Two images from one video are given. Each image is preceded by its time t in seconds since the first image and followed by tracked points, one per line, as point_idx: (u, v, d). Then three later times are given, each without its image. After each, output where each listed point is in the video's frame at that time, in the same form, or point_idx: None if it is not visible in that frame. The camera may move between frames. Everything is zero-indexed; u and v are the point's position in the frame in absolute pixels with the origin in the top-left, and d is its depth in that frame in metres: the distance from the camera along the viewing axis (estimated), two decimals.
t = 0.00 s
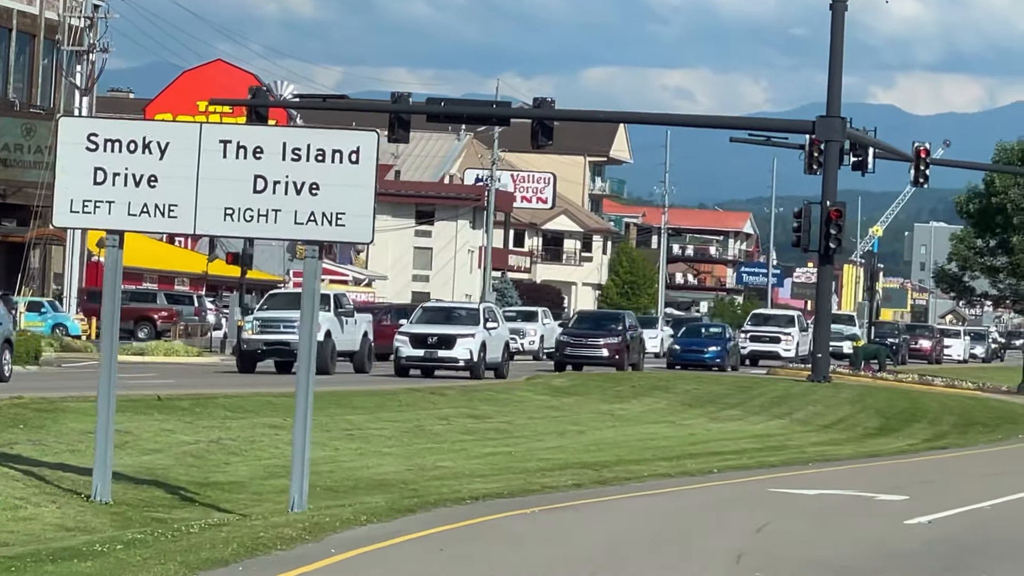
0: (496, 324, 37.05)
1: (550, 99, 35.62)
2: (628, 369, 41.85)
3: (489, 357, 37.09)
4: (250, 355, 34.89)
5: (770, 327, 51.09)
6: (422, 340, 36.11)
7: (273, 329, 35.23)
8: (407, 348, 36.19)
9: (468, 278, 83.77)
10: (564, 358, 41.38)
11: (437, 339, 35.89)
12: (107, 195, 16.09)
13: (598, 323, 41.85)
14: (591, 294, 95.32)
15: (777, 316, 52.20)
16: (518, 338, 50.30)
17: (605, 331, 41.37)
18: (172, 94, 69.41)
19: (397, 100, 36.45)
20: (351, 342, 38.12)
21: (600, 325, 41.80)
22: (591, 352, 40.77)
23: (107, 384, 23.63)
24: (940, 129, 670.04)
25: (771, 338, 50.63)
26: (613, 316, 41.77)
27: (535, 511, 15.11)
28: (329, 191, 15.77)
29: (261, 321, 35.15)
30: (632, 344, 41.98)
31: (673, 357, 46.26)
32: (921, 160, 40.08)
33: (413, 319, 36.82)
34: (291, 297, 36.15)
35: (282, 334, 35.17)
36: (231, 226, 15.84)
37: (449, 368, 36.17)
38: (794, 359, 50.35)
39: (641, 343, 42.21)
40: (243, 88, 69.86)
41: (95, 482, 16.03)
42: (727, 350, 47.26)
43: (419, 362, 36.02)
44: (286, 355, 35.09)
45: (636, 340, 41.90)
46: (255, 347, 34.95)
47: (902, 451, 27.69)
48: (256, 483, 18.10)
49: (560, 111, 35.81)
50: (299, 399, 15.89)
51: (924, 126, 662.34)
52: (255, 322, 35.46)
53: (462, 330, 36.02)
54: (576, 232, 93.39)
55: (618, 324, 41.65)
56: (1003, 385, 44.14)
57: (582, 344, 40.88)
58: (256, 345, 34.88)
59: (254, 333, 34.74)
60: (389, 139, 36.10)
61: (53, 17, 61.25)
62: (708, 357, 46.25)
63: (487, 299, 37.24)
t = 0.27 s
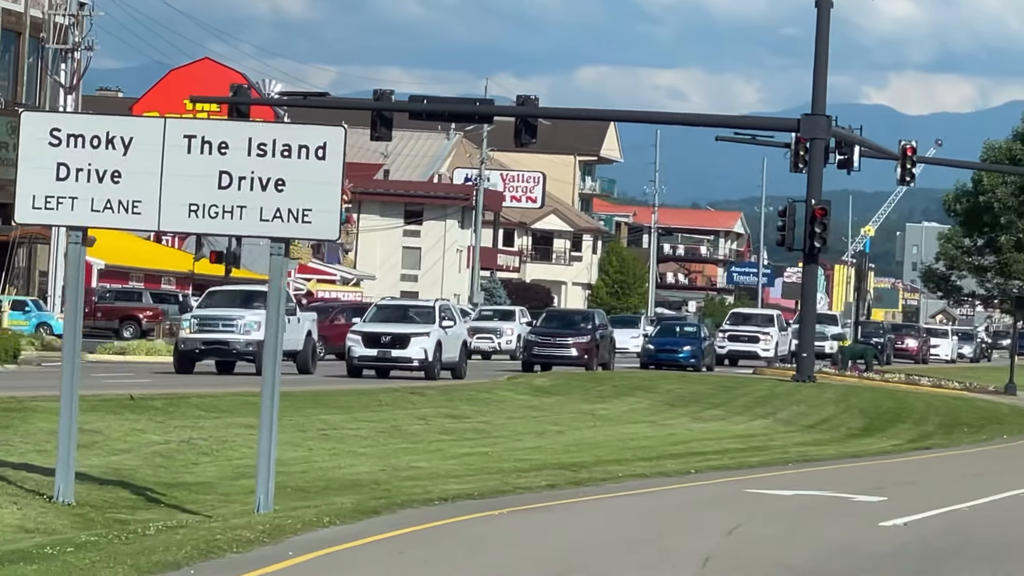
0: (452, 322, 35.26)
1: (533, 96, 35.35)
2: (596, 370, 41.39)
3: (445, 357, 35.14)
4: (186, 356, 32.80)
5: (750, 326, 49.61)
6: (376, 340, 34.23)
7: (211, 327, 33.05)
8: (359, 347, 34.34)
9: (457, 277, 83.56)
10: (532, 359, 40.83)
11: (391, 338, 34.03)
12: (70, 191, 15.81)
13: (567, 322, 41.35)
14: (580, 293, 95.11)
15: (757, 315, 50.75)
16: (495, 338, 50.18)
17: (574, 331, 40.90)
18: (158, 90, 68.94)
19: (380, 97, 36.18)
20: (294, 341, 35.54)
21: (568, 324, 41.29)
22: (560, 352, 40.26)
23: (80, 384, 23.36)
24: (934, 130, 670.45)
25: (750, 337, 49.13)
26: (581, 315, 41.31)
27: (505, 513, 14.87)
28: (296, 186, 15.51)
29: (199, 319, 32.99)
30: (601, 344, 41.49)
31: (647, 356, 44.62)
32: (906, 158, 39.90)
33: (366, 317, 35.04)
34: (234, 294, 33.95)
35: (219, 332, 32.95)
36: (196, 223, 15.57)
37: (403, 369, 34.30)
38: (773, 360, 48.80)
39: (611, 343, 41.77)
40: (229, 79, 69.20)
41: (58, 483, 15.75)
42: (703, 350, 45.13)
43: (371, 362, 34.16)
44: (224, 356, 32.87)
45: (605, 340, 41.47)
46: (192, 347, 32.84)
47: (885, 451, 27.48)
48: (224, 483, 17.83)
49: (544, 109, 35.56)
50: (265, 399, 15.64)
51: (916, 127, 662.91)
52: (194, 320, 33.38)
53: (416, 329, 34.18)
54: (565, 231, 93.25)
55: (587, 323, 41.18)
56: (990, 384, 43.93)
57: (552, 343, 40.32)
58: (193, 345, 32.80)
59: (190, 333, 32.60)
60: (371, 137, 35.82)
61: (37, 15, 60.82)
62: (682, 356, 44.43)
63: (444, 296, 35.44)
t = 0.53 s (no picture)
0: (405, 321, 34.72)
1: (517, 93, 35.11)
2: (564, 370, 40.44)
3: (397, 356, 34.50)
4: (116, 356, 31.82)
5: (727, 325, 48.13)
6: (324, 339, 33.53)
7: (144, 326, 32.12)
8: (308, 346, 33.62)
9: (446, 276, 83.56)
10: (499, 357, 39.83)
11: (340, 337, 33.34)
12: (33, 186, 15.50)
13: (534, 320, 40.42)
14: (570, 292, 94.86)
15: (736, 313, 49.17)
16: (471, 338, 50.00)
17: (541, 329, 39.95)
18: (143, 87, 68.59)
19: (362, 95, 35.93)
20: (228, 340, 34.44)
21: (536, 322, 40.35)
22: (527, 350, 39.29)
23: (51, 383, 23.06)
24: (926, 129, 670.77)
25: (728, 337, 47.60)
26: (549, 313, 40.39)
27: (474, 513, 14.61)
28: (262, 182, 15.20)
29: (130, 317, 32.06)
30: (570, 344, 40.55)
31: (619, 355, 43.65)
32: (893, 156, 39.62)
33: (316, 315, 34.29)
34: (169, 292, 33.05)
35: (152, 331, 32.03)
36: (160, 219, 15.27)
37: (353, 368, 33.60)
38: (751, 360, 47.43)
39: (579, 342, 40.82)
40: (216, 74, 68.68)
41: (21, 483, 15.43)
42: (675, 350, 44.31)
43: (320, 361, 33.46)
44: (156, 355, 31.94)
45: (574, 339, 40.53)
46: (122, 347, 31.84)
47: (868, 451, 27.26)
48: (193, 484, 17.53)
49: (527, 107, 35.30)
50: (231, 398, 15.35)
51: (909, 127, 663.36)
52: (125, 318, 32.37)
53: (366, 327, 33.48)
54: (555, 231, 93.04)
55: (554, 321, 40.22)
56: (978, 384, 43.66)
57: (518, 342, 39.38)
58: (124, 344, 31.81)
59: (120, 332, 31.67)
60: (353, 135, 35.55)
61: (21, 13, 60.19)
62: (654, 357, 43.48)
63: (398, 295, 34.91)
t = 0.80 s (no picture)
0: (357, 320, 33.88)
1: (502, 92, 34.86)
2: (534, 369, 40.03)
3: (349, 357, 33.61)
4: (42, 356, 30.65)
5: (706, 324, 47.65)
6: (271, 339, 32.46)
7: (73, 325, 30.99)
8: (254, 346, 32.63)
9: (437, 276, 83.43)
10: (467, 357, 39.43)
11: (288, 337, 32.36)
12: None
13: (503, 319, 40.00)
14: (561, 292, 94.72)
15: (715, 313, 48.61)
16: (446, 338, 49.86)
17: (510, 329, 39.56)
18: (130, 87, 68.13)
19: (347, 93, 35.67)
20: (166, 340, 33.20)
21: (505, 321, 39.95)
22: (494, 351, 38.87)
23: (26, 383, 22.82)
24: (921, 130, 671.18)
25: (706, 337, 47.22)
26: (517, 312, 40.00)
27: (445, 516, 14.38)
28: (232, 178, 14.93)
29: (58, 316, 31.01)
30: (538, 343, 40.13)
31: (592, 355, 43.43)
32: (882, 155, 39.38)
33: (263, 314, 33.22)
34: (101, 290, 31.99)
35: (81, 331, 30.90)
36: (127, 216, 14.95)
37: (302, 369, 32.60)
38: (730, 360, 46.99)
39: (549, 341, 40.42)
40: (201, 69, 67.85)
41: None
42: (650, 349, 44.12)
43: (266, 362, 32.42)
44: (85, 356, 30.79)
45: (543, 338, 40.11)
46: (50, 347, 30.72)
47: (853, 452, 27.06)
48: (164, 485, 17.28)
49: (512, 105, 35.08)
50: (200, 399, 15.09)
51: (903, 127, 663.66)
52: (53, 317, 31.22)
53: (315, 326, 32.52)
54: (546, 231, 92.93)
55: (524, 320, 39.80)
56: (967, 385, 43.49)
57: (485, 342, 38.96)
58: (51, 344, 30.72)
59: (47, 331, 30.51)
60: (337, 133, 35.32)
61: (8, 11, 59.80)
62: (628, 357, 43.17)
63: (349, 293, 34.04)
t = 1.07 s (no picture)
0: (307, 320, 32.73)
1: (490, 91, 34.63)
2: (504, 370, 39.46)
3: (297, 357, 32.48)
4: None
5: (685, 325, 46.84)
6: (216, 338, 31.28)
7: None
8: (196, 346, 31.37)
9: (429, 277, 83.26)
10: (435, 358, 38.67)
11: (234, 336, 31.20)
12: None
13: (472, 319, 39.40)
14: (554, 293, 94.69)
15: (695, 313, 47.86)
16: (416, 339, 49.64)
17: (479, 329, 38.96)
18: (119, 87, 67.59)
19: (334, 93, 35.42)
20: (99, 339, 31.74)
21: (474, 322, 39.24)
22: (462, 352, 38.28)
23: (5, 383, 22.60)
24: (917, 131, 671.25)
25: (685, 337, 46.36)
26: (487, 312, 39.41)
27: (418, 518, 14.15)
28: (204, 176, 14.72)
29: None
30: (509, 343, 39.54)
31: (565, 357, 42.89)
32: (872, 154, 39.20)
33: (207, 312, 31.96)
34: (30, 286, 30.39)
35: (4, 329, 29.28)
36: (98, 214, 14.67)
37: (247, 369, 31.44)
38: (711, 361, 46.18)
39: (518, 341, 39.85)
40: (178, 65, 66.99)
41: None
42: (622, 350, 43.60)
43: (209, 363, 31.19)
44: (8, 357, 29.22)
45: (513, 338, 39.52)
46: None
47: (841, 453, 26.83)
48: (138, 487, 17.04)
49: (500, 104, 34.88)
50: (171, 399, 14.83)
51: (899, 128, 663.67)
52: None
53: (263, 326, 31.40)
54: (539, 231, 92.79)
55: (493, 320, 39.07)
56: (959, 386, 43.30)
57: (452, 343, 38.36)
58: None
59: None
60: (324, 132, 35.11)
61: None
62: (602, 357, 42.73)
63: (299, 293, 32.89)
